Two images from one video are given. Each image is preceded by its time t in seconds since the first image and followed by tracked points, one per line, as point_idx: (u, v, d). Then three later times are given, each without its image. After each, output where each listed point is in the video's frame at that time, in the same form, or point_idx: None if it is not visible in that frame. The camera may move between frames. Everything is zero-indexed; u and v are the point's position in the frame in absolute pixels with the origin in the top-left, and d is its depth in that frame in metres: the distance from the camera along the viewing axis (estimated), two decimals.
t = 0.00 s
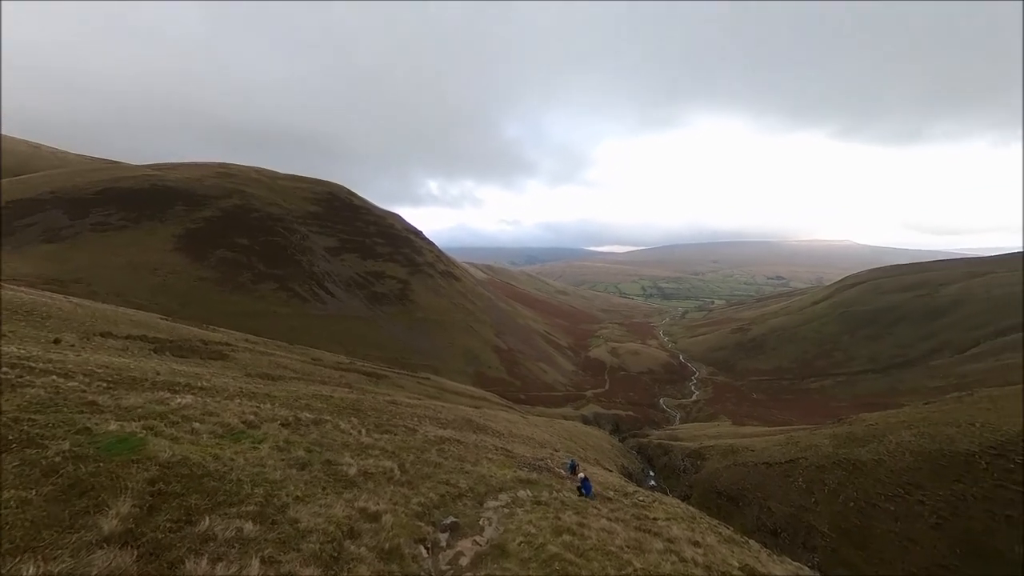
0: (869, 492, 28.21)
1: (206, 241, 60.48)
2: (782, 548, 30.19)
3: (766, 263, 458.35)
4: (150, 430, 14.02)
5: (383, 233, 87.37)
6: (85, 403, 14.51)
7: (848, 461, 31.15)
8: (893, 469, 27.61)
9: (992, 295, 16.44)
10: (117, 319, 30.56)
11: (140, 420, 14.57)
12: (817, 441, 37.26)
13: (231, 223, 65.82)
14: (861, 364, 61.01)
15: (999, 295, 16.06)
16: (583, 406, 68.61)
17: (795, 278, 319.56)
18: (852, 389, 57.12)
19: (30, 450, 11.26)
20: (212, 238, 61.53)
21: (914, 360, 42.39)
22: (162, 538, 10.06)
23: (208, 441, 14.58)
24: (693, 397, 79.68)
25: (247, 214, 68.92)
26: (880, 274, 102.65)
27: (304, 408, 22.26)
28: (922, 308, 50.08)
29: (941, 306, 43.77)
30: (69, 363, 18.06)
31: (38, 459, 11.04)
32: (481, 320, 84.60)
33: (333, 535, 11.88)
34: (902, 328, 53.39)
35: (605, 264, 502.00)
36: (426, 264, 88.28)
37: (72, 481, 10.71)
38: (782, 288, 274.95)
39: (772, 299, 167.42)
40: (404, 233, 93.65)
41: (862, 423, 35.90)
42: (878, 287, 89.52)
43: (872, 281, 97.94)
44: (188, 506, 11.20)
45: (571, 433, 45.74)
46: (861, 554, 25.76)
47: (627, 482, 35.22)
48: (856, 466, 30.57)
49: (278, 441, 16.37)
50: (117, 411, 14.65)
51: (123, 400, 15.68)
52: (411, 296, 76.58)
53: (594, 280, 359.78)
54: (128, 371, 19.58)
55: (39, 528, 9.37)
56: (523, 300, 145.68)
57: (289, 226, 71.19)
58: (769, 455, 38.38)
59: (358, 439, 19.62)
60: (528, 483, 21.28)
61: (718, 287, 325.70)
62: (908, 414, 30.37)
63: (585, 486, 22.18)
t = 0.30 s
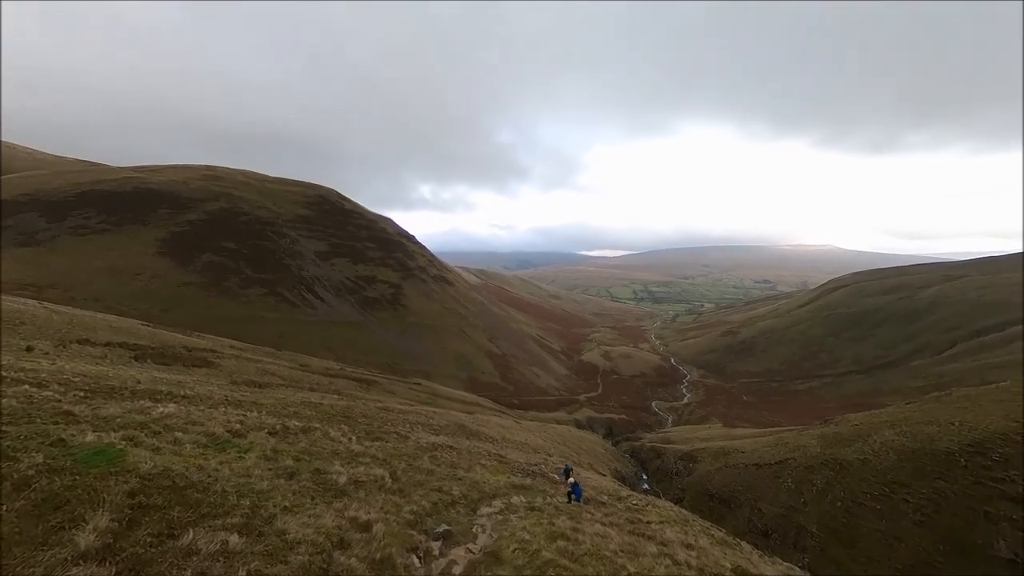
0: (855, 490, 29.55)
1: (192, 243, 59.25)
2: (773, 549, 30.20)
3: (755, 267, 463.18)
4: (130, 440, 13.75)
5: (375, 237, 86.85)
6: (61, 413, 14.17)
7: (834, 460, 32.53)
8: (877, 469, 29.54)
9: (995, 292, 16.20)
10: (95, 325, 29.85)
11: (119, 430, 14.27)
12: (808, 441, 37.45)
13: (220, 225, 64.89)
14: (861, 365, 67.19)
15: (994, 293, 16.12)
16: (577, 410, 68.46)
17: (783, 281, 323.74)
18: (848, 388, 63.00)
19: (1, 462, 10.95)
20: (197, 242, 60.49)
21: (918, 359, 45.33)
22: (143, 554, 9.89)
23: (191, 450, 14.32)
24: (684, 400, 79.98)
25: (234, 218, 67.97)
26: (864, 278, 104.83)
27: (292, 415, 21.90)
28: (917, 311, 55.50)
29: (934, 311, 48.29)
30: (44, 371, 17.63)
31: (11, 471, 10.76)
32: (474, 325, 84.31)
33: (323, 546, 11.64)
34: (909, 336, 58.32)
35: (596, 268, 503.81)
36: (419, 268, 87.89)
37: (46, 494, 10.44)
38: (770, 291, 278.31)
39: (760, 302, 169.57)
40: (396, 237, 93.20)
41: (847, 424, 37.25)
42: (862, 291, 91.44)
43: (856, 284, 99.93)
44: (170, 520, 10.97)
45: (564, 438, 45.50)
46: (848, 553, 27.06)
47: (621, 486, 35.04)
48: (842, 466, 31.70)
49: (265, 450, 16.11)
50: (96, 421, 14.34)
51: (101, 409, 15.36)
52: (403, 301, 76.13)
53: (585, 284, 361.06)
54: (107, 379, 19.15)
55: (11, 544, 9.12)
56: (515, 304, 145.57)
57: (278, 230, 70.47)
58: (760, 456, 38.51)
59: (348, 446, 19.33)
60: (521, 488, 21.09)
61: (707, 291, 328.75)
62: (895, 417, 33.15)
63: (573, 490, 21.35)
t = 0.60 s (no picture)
0: (842, 489, 29.51)
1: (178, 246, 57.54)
2: (765, 550, 30.12)
3: (745, 271, 467.16)
4: (105, 453, 13.55)
5: (366, 241, 86.35)
6: (30, 426, 13.98)
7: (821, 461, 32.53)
8: (864, 468, 29.47)
9: (998, 301, 17.64)
10: (73, 332, 29.20)
11: (94, 443, 14.08)
12: (798, 443, 37.46)
13: (209, 228, 63.44)
14: (849, 369, 69.65)
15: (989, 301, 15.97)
16: (570, 415, 68.23)
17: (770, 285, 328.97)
18: (837, 391, 65.48)
19: None
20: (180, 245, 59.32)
21: (901, 362, 47.79)
22: (116, 573, 9.63)
23: (170, 463, 14.24)
24: (676, 403, 80.20)
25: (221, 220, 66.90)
26: (847, 281, 106.60)
27: (279, 424, 21.62)
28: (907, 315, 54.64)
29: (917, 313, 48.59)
30: (16, 381, 17.31)
31: None
32: (466, 329, 83.95)
33: (308, 560, 11.40)
34: (894, 341, 61.09)
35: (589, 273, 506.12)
36: (411, 272, 87.48)
37: (15, 511, 10.24)
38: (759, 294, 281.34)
39: (748, 305, 171.21)
40: (389, 241, 92.70)
41: (834, 425, 37.43)
42: (846, 294, 93.02)
43: (840, 287, 101.62)
44: (146, 536, 10.75)
45: (557, 442, 45.23)
46: (837, 552, 27.08)
47: (614, 490, 34.78)
48: (830, 467, 31.61)
49: (248, 463, 15.94)
50: (71, 434, 14.15)
51: (75, 421, 15.12)
52: (395, 305, 75.71)
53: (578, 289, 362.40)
54: (83, 389, 18.83)
55: None
56: (507, 308, 145.48)
57: (267, 234, 69.58)
58: (751, 458, 38.53)
59: (337, 455, 19.09)
60: (514, 495, 20.84)
61: (697, 294, 331.54)
62: (877, 419, 32.77)
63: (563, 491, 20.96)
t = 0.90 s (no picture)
0: (831, 490, 28.71)
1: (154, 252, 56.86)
2: (757, 552, 30.11)
3: (735, 275, 471.40)
4: (81, 467, 13.29)
5: (357, 245, 85.78)
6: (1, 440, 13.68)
7: (810, 462, 32.20)
8: (849, 469, 28.56)
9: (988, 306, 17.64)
10: (51, 340, 28.56)
11: (69, 456, 13.81)
12: (788, 445, 37.57)
13: (190, 233, 62.62)
14: (834, 371, 70.45)
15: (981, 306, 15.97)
16: (563, 419, 68.06)
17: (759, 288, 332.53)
18: (823, 392, 66.12)
19: None
20: (165, 249, 58.37)
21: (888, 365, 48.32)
22: None
23: (150, 476, 14.03)
24: (667, 406, 80.40)
25: (208, 224, 65.89)
26: (832, 285, 107.98)
27: (265, 433, 21.29)
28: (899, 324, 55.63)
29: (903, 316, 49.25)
30: None
31: None
32: (459, 333, 83.52)
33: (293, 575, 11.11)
34: (876, 343, 62.00)
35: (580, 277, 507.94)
36: (403, 276, 87.04)
37: None
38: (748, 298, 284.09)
39: (738, 308, 172.49)
40: (380, 245, 92.23)
41: (824, 427, 37.46)
42: (832, 298, 94.18)
43: (825, 290, 102.87)
44: (121, 554, 10.51)
45: (549, 447, 45.00)
46: (826, 552, 26.06)
47: (606, 494, 34.61)
48: (818, 467, 31.34)
49: (233, 474, 15.68)
50: (46, 447, 13.87)
51: (48, 433, 14.81)
52: (386, 310, 75.22)
53: (569, 293, 363.35)
54: (60, 400, 18.42)
55: None
56: (499, 312, 145.34)
57: (255, 238, 68.49)
58: (742, 460, 38.56)
59: (326, 464, 18.82)
60: (507, 502, 20.61)
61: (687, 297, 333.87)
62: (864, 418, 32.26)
63: (555, 495, 20.38)
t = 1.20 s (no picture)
0: (818, 490, 28.98)
1: (144, 250, 51.36)
2: (749, 555, 30.08)
3: (725, 278, 475.85)
4: (52, 481, 12.95)
5: (347, 249, 85.14)
6: None
7: (800, 463, 32.52)
8: (837, 469, 28.59)
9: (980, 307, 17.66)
10: (29, 347, 27.81)
11: (39, 469, 13.44)
12: (778, 447, 37.71)
13: (177, 234, 59.04)
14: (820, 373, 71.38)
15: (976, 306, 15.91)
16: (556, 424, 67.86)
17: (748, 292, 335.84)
18: (809, 394, 66.76)
19: None
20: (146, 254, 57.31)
21: (875, 367, 48.86)
22: None
23: (127, 489, 13.73)
24: (659, 409, 80.55)
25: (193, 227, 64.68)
26: (817, 288, 109.49)
27: (252, 442, 20.89)
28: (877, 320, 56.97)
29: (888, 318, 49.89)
30: None
31: None
32: (452, 338, 83.10)
33: None
34: (861, 345, 62.73)
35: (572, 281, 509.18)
36: (395, 281, 86.51)
37: None
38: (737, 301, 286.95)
39: (727, 312, 173.81)
40: (372, 249, 91.64)
41: (813, 429, 37.70)
42: (817, 300, 95.49)
43: (810, 293, 104.19)
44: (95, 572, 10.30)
45: (543, 452, 44.73)
46: (814, 552, 25.69)
47: (599, 499, 34.37)
48: (806, 467, 31.56)
49: (216, 485, 15.34)
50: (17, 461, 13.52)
51: (19, 445, 14.44)
52: (377, 315, 74.66)
53: (561, 297, 364.08)
54: (34, 410, 17.94)
55: None
56: (491, 316, 145.02)
57: (242, 241, 67.44)
58: (733, 462, 38.58)
59: (315, 473, 18.47)
60: (500, 509, 20.37)
61: (677, 301, 336.32)
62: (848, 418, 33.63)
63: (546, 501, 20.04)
